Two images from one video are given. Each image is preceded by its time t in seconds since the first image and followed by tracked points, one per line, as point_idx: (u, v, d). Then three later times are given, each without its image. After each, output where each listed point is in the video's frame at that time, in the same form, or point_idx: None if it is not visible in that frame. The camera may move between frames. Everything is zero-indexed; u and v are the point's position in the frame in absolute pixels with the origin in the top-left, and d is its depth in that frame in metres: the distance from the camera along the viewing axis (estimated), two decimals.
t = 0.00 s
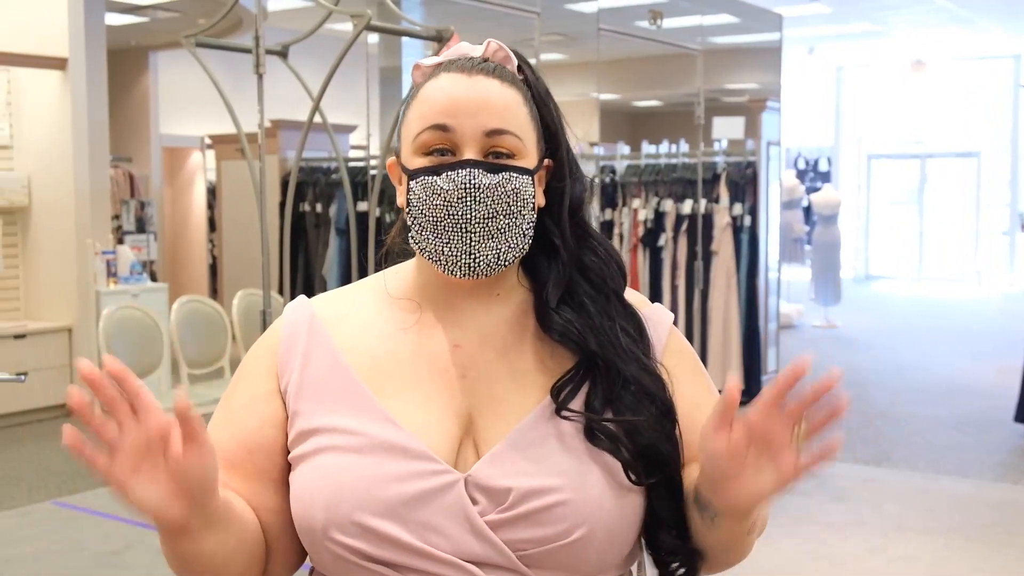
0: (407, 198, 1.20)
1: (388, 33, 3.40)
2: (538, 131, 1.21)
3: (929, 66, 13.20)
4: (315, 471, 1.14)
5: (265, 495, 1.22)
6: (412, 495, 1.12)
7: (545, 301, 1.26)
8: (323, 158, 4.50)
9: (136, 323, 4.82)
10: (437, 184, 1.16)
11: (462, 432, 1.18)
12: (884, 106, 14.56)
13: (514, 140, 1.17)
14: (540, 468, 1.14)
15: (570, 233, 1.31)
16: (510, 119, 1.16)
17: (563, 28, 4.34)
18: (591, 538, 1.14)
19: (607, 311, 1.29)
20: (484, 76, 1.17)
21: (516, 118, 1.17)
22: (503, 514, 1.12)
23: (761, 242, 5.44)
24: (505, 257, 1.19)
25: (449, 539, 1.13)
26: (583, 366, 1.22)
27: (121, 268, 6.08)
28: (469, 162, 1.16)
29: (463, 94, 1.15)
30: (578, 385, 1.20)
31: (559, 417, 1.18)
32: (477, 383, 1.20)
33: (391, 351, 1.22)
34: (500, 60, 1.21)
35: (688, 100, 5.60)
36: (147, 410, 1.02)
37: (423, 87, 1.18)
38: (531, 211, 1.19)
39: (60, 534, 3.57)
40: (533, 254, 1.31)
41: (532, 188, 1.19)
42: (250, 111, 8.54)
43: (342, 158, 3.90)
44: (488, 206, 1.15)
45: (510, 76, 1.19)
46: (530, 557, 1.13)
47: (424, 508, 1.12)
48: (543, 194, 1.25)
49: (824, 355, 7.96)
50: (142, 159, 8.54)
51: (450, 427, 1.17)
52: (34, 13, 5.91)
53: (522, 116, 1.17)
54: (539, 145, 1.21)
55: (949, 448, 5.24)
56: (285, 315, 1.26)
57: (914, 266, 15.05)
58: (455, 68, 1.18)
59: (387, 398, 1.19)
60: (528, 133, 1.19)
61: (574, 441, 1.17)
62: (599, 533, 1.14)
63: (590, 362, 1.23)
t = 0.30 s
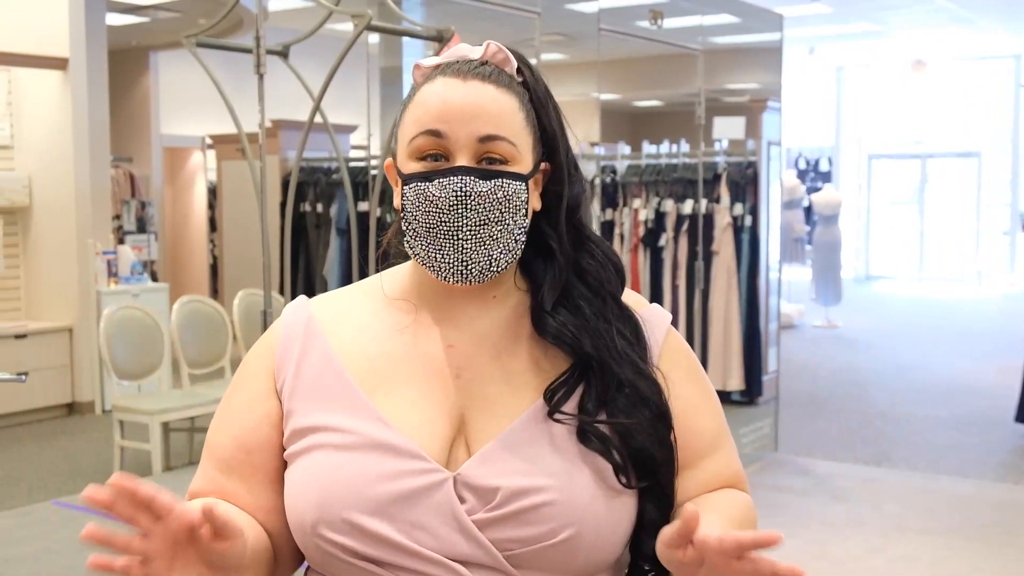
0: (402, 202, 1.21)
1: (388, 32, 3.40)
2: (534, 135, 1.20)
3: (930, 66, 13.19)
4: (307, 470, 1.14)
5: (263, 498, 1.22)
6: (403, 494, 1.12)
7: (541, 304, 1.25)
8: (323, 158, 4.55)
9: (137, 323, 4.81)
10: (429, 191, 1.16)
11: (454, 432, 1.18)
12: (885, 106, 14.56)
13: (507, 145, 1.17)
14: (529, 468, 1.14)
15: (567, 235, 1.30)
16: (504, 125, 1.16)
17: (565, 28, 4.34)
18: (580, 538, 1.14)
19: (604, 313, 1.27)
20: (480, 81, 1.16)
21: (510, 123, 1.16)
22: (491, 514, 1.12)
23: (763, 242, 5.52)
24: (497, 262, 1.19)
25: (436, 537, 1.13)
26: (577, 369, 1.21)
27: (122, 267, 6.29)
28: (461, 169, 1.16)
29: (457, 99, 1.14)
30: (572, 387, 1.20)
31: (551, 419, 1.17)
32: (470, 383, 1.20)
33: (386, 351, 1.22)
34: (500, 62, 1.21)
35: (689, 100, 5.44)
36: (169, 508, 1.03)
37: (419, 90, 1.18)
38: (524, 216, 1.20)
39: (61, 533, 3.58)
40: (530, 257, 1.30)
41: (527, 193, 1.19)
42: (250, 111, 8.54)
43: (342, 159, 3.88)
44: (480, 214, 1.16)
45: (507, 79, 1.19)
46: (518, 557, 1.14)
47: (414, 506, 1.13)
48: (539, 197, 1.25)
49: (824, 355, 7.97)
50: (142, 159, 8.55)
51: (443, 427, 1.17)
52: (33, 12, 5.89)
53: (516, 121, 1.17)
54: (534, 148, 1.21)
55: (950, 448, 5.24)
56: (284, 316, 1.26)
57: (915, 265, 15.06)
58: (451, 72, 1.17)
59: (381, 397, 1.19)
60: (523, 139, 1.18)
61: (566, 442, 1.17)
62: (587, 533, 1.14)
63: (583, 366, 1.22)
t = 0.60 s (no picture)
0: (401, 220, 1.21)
1: (391, 32, 3.40)
2: (527, 140, 1.19)
3: (934, 66, 13.19)
4: (305, 465, 1.15)
5: (264, 493, 1.22)
6: (399, 489, 1.13)
7: (540, 309, 1.23)
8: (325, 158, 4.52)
9: (139, 323, 4.82)
10: (425, 216, 1.17)
11: (453, 430, 1.19)
12: (887, 106, 14.54)
13: (500, 159, 1.16)
14: (524, 470, 1.14)
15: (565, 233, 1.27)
16: (497, 138, 1.15)
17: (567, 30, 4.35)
18: (573, 540, 1.13)
19: (603, 315, 1.26)
20: (467, 94, 1.15)
21: (502, 137, 1.15)
22: (485, 512, 1.12)
23: (765, 241, 5.68)
24: (499, 278, 1.20)
25: (429, 535, 1.14)
26: (577, 372, 1.21)
27: (124, 267, 6.35)
28: (456, 193, 1.16)
29: (442, 117, 1.13)
30: (572, 391, 1.19)
31: (551, 421, 1.16)
32: (469, 381, 1.20)
33: (388, 347, 1.22)
34: (487, 61, 1.20)
35: (690, 101, 5.17)
36: None
37: (408, 104, 1.18)
38: (523, 229, 1.20)
39: (64, 532, 3.58)
40: (531, 259, 1.29)
41: (524, 204, 1.19)
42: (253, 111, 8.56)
43: (344, 160, 3.88)
44: (478, 235, 1.16)
45: (494, 84, 1.18)
46: (510, 557, 1.14)
47: (410, 502, 1.13)
48: (537, 200, 1.24)
49: (826, 355, 7.98)
50: (145, 159, 8.57)
51: (442, 423, 1.18)
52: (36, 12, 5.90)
53: (508, 130, 1.16)
54: (528, 152, 1.19)
55: (952, 449, 5.23)
56: (289, 311, 1.26)
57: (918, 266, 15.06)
58: (435, 87, 1.17)
59: (380, 395, 1.19)
60: (516, 150, 1.17)
61: (565, 446, 1.16)
62: (581, 535, 1.13)
63: (582, 370, 1.21)
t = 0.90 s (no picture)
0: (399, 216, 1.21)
1: (393, 32, 3.39)
2: (529, 139, 1.19)
3: (935, 66, 13.19)
4: (304, 469, 1.15)
5: (262, 497, 1.22)
6: (398, 494, 1.13)
7: (537, 310, 1.23)
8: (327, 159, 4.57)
9: (142, 323, 4.82)
10: (425, 211, 1.17)
11: (451, 433, 1.18)
12: (888, 106, 14.55)
13: (502, 158, 1.16)
14: (522, 474, 1.14)
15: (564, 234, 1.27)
16: (498, 137, 1.15)
17: (569, 29, 4.36)
18: (571, 544, 1.14)
19: (602, 315, 1.25)
20: (470, 91, 1.15)
21: (503, 134, 1.15)
22: (484, 517, 1.13)
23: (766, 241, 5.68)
24: (498, 276, 1.20)
25: (429, 539, 1.14)
26: (575, 374, 1.20)
27: (126, 268, 6.34)
28: (456, 189, 1.16)
29: (445, 112, 1.13)
30: (568, 394, 1.18)
31: (548, 425, 1.17)
32: (468, 383, 1.20)
33: (387, 349, 1.22)
34: (491, 60, 1.21)
35: (692, 101, 5.16)
36: None
37: (410, 100, 1.18)
38: (524, 226, 1.20)
39: (66, 531, 3.59)
40: (530, 259, 1.28)
41: (524, 203, 1.19)
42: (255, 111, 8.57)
43: (346, 159, 3.87)
44: (477, 232, 1.16)
45: (497, 82, 1.18)
46: (510, 561, 1.14)
47: (411, 507, 1.13)
48: (538, 199, 1.23)
49: (829, 355, 7.98)
50: (147, 159, 8.59)
51: (440, 427, 1.18)
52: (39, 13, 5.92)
53: (511, 129, 1.16)
54: (530, 152, 1.19)
55: (955, 449, 5.22)
56: (286, 312, 1.27)
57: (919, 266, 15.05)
58: (439, 83, 1.17)
59: (378, 398, 1.19)
60: (518, 149, 1.17)
61: (563, 449, 1.16)
62: (579, 539, 1.14)
63: (580, 369, 1.20)
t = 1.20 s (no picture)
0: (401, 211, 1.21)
1: (393, 32, 3.37)
2: (530, 136, 1.19)
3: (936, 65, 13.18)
4: (311, 474, 1.15)
5: (264, 503, 1.22)
6: (409, 499, 1.12)
7: (542, 309, 1.23)
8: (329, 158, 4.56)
9: (142, 323, 4.82)
10: (427, 203, 1.16)
11: (458, 435, 1.19)
12: (889, 107, 14.54)
13: (503, 151, 1.17)
14: (531, 476, 1.14)
15: (567, 234, 1.28)
16: (500, 131, 1.16)
17: (570, 28, 4.35)
18: (583, 545, 1.14)
19: (606, 315, 1.25)
20: (472, 85, 1.16)
21: (505, 128, 1.16)
22: (496, 520, 1.13)
23: (768, 242, 5.61)
24: (499, 270, 1.19)
25: (441, 543, 1.14)
26: (581, 374, 1.20)
27: (127, 268, 6.43)
28: (458, 180, 1.16)
29: (448, 107, 1.14)
30: (575, 393, 1.18)
31: (557, 426, 1.17)
32: (474, 385, 1.20)
33: (389, 351, 1.22)
34: (492, 59, 1.21)
35: (693, 101, 5.17)
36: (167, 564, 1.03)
37: (411, 95, 1.18)
38: (525, 221, 1.20)
39: (67, 531, 3.59)
40: (532, 258, 1.28)
41: (525, 198, 1.19)
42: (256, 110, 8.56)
43: (348, 159, 3.85)
44: (478, 224, 1.16)
45: (500, 79, 1.18)
46: (522, 563, 1.14)
47: (421, 512, 1.13)
48: (539, 197, 1.23)
49: (830, 355, 7.97)
50: (148, 159, 8.60)
51: (446, 429, 1.18)
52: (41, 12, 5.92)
53: (512, 124, 1.16)
54: (532, 149, 1.20)
55: (956, 449, 5.22)
56: (285, 314, 1.26)
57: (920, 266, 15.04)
58: (441, 77, 1.17)
59: (383, 401, 1.19)
60: (519, 143, 1.18)
61: (572, 451, 1.16)
62: (590, 541, 1.14)
63: (587, 369, 1.20)
